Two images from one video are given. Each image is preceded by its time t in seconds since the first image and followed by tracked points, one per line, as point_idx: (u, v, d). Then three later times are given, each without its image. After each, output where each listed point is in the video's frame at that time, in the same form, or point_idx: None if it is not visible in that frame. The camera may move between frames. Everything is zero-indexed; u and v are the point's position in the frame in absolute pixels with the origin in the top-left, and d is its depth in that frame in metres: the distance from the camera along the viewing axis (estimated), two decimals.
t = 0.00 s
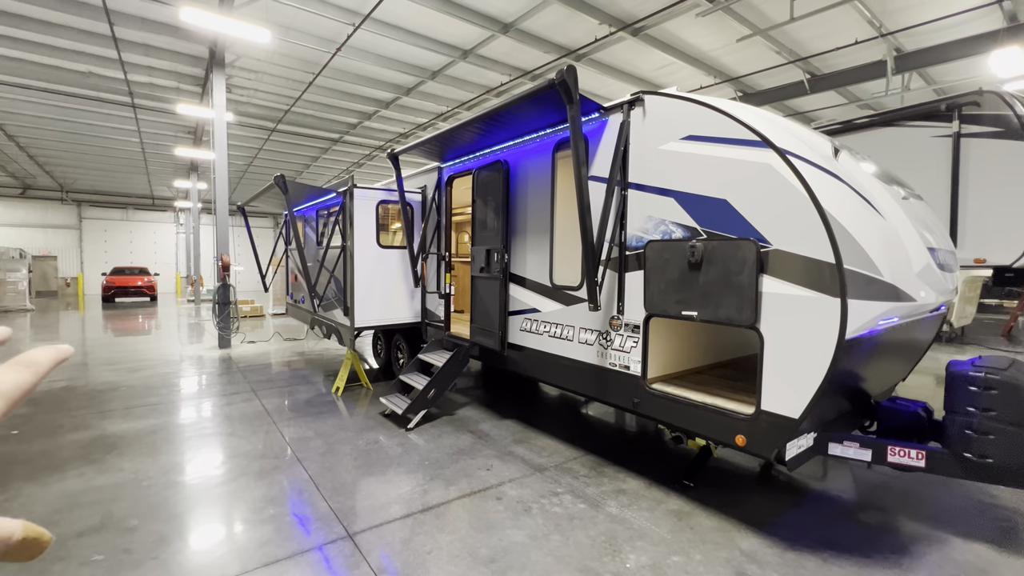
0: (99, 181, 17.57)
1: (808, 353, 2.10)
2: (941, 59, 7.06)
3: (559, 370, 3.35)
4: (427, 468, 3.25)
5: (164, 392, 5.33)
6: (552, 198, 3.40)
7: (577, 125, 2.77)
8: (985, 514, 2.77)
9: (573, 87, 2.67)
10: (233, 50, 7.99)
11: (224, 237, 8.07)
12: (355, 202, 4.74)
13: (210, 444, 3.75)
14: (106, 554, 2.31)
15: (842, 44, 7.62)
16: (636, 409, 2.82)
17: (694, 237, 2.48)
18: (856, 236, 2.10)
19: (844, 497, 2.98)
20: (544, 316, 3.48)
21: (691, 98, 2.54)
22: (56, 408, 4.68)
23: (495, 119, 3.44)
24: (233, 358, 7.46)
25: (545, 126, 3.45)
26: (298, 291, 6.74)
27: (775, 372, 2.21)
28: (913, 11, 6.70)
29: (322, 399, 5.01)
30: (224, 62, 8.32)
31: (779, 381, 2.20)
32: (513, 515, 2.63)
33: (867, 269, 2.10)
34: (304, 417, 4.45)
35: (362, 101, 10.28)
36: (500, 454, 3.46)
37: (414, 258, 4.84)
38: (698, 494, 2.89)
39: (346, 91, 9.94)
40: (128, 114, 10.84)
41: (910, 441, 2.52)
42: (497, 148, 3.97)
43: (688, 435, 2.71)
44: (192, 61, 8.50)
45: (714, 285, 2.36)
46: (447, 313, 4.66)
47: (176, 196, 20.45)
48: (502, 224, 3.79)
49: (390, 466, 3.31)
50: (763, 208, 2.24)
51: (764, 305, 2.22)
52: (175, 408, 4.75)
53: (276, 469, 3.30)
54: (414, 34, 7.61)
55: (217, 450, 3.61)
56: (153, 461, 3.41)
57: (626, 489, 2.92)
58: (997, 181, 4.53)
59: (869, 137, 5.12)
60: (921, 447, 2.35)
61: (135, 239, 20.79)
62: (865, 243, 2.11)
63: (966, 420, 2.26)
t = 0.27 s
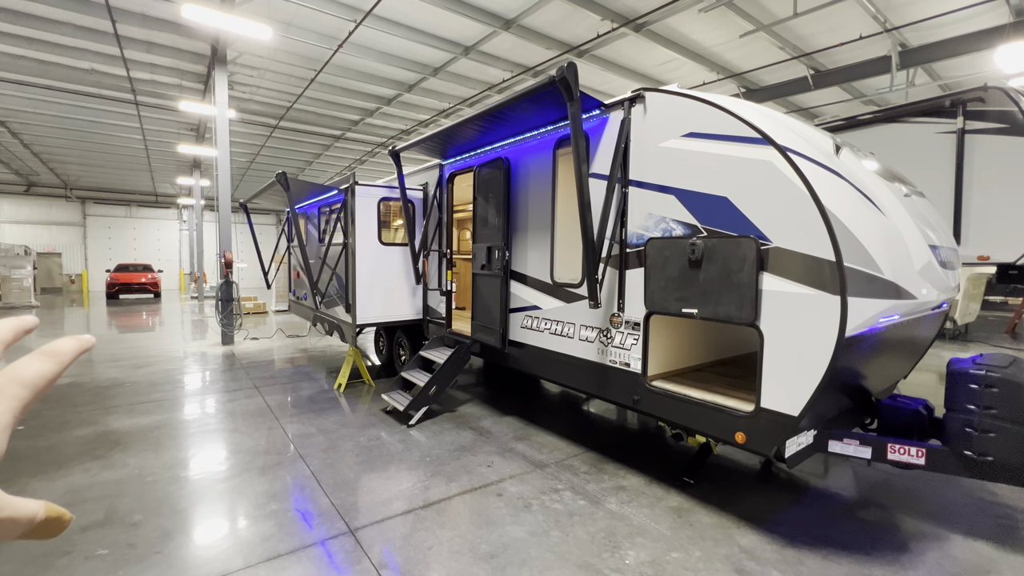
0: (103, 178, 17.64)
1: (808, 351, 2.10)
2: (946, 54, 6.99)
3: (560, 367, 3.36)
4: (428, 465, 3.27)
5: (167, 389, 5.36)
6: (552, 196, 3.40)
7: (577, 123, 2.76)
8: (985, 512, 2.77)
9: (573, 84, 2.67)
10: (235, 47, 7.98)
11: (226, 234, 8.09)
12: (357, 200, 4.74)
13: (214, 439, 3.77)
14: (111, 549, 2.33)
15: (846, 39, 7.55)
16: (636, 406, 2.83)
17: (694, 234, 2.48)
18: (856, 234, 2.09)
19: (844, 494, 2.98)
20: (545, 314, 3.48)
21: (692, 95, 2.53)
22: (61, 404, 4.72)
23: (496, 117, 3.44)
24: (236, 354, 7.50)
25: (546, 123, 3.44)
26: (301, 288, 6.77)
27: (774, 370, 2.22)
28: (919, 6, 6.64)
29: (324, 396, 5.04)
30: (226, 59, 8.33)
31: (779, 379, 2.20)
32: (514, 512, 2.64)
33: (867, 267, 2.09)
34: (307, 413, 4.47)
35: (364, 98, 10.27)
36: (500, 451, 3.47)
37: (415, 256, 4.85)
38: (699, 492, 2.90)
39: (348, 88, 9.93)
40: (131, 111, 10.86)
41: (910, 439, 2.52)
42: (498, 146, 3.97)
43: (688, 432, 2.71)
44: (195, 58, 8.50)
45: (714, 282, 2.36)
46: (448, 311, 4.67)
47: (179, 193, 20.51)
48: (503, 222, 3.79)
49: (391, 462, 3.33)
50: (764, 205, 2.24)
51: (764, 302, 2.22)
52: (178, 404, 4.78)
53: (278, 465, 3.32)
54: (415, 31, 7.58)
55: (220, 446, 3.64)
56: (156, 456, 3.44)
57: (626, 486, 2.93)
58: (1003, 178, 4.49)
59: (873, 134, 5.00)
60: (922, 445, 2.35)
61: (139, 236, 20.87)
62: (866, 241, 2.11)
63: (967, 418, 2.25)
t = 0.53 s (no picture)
0: (106, 176, 17.70)
1: (808, 349, 2.10)
2: (951, 51, 6.94)
3: (560, 365, 3.36)
4: (429, 462, 3.28)
5: (171, 386, 5.39)
6: (553, 194, 3.40)
7: (577, 121, 2.76)
8: (985, 510, 2.77)
9: (573, 82, 2.67)
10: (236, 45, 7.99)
11: (228, 232, 8.11)
12: (358, 198, 4.75)
13: (216, 436, 3.79)
14: (114, 545, 2.35)
15: (850, 36, 7.50)
16: (636, 404, 2.83)
17: (694, 233, 2.48)
18: (856, 232, 2.09)
19: (844, 492, 2.98)
20: (546, 312, 3.48)
21: (692, 92, 2.53)
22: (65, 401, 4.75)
23: (496, 115, 3.44)
24: (239, 352, 7.53)
25: (546, 120, 3.43)
26: (302, 285, 6.80)
27: (774, 368, 2.21)
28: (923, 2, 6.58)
29: (326, 393, 5.06)
30: (228, 57, 8.33)
31: (779, 377, 2.20)
32: (514, 509, 2.65)
33: (867, 266, 2.09)
34: (309, 411, 4.49)
35: (366, 95, 10.27)
36: (501, 449, 3.49)
37: (416, 254, 4.86)
38: (699, 489, 2.90)
39: (350, 86, 9.94)
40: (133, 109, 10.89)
41: (910, 437, 2.52)
42: (499, 144, 3.96)
43: (688, 431, 2.71)
44: (197, 56, 8.51)
45: (714, 281, 2.36)
46: (449, 308, 4.68)
47: (182, 191, 20.56)
48: (504, 220, 3.79)
49: (392, 460, 3.35)
50: (764, 204, 2.23)
51: (764, 301, 2.22)
52: (181, 401, 4.81)
53: (280, 462, 3.33)
54: (416, 28, 7.57)
55: (223, 443, 3.66)
56: (159, 453, 3.46)
57: (625, 484, 2.94)
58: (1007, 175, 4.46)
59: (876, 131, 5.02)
60: (922, 444, 2.35)
61: (142, 234, 20.95)
62: (866, 239, 2.10)
63: (967, 417, 2.25)
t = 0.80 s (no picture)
0: (107, 175, 17.73)
1: (805, 348, 2.11)
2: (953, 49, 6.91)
3: (560, 364, 3.38)
4: (429, 461, 3.30)
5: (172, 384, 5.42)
6: (552, 193, 3.40)
7: (576, 121, 2.77)
8: (982, 509, 2.78)
9: (572, 82, 2.68)
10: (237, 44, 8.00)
11: (229, 231, 8.12)
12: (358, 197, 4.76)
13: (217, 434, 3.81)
14: (116, 542, 2.37)
15: (851, 34, 7.47)
16: (635, 403, 2.84)
17: (693, 232, 2.49)
18: (854, 232, 2.10)
19: (842, 491, 2.99)
20: (545, 311, 3.50)
21: (691, 93, 2.53)
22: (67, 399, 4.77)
23: (496, 114, 3.45)
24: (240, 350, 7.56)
25: (546, 120, 3.44)
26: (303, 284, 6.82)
27: (772, 368, 2.23)
28: None
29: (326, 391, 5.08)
30: (228, 56, 8.34)
31: (776, 376, 2.22)
32: (513, 507, 2.67)
33: (865, 266, 2.10)
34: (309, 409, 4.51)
35: (366, 94, 10.27)
36: (501, 447, 3.50)
37: (416, 252, 4.87)
38: (697, 488, 2.92)
39: (350, 84, 9.94)
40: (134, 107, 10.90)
41: (907, 436, 2.53)
42: (499, 143, 3.97)
43: (686, 429, 2.72)
44: (198, 54, 8.52)
45: (712, 280, 2.37)
46: (449, 307, 4.70)
47: (183, 190, 20.59)
48: (503, 219, 3.80)
49: (393, 458, 3.37)
50: (762, 204, 2.24)
51: (762, 300, 2.23)
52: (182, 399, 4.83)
53: (280, 460, 3.35)
54: (416, 27, 7.56)
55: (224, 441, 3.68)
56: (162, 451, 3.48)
57: (624, 482, 2.96)
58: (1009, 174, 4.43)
59: (876, 130, 5.03)
60: (919, 443, 2.36)
61: (144, 232, 20.99)
62: (863, 239, 2.11)
63: (964, 416, 2.26)
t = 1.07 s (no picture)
0: (108, 173, 17.74)
1: (804, 346, 2.11)
2: (954, 47, 6.90)
3: (559, 362, 3.39)
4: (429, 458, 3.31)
5: (173, 382, 5.43)
6: (552, 191, 3.41)
7: (575, 119, 2.78)
8: (980, 506, 2.79)
9: (570, 80, 2.68)
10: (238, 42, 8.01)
11: (230, 229, 8.14)
12: (358, 195, 4.78)
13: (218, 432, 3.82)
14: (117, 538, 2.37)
15: (852, 32, 7.46)
16: (634, 400, 2.85)
17: (692, 230, 2.49)
18: (852, 230, 2.10)
19: (840, 488, 3.00)
20: (545, 309, 3.51)
21: (689, 90, 2.54)
22: (69, 396, 4.79)
23: (495, 113, 3.45)
24: (241, 348, 7.58)
25: (545, 118, 3.44)
26: (304, 282, 6.84)
27: (770, 366, 2.23)
28: None
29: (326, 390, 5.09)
30: (229, 54, 8.35)
31: (775, 374, 2.22)
32: (512, 504, 2.68)
33: (862, 264, 2.10)
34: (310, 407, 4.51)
35: (367, 92, 10.27)
36: (500, 444, 3.51)
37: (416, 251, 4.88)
38: (695, 485, 2.93)
39: (351, 83, 9.94)
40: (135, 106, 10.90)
41: (905, 434, 2.54)
42: (498, 141, 3.98)
43: (685, 427, 2.73)
44: (199, 53, 8.52)
45: (710, 278, 2.37)
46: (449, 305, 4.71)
47: (184, 189, 20.61)
48: (503, 217, 3.80)
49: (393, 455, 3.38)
50: (760, 202, 2.24)
51: (760, 298, 2.24)
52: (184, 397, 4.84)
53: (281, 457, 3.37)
54: (416, 25, 7.56)
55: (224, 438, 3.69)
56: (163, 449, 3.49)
57: (623, 479, 2.97)
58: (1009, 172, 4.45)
59: (877, 127, 5.02)
60: (916, 440, 2.37)
61: (145, 231, 21.02)
62: (862, 237, 2.11)
63: (961, 413, 2.27)
